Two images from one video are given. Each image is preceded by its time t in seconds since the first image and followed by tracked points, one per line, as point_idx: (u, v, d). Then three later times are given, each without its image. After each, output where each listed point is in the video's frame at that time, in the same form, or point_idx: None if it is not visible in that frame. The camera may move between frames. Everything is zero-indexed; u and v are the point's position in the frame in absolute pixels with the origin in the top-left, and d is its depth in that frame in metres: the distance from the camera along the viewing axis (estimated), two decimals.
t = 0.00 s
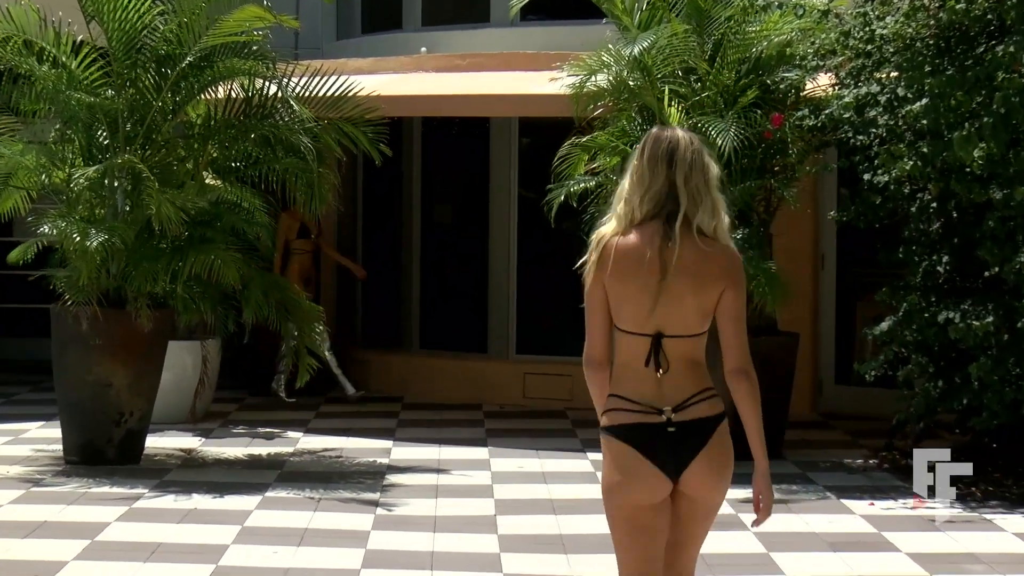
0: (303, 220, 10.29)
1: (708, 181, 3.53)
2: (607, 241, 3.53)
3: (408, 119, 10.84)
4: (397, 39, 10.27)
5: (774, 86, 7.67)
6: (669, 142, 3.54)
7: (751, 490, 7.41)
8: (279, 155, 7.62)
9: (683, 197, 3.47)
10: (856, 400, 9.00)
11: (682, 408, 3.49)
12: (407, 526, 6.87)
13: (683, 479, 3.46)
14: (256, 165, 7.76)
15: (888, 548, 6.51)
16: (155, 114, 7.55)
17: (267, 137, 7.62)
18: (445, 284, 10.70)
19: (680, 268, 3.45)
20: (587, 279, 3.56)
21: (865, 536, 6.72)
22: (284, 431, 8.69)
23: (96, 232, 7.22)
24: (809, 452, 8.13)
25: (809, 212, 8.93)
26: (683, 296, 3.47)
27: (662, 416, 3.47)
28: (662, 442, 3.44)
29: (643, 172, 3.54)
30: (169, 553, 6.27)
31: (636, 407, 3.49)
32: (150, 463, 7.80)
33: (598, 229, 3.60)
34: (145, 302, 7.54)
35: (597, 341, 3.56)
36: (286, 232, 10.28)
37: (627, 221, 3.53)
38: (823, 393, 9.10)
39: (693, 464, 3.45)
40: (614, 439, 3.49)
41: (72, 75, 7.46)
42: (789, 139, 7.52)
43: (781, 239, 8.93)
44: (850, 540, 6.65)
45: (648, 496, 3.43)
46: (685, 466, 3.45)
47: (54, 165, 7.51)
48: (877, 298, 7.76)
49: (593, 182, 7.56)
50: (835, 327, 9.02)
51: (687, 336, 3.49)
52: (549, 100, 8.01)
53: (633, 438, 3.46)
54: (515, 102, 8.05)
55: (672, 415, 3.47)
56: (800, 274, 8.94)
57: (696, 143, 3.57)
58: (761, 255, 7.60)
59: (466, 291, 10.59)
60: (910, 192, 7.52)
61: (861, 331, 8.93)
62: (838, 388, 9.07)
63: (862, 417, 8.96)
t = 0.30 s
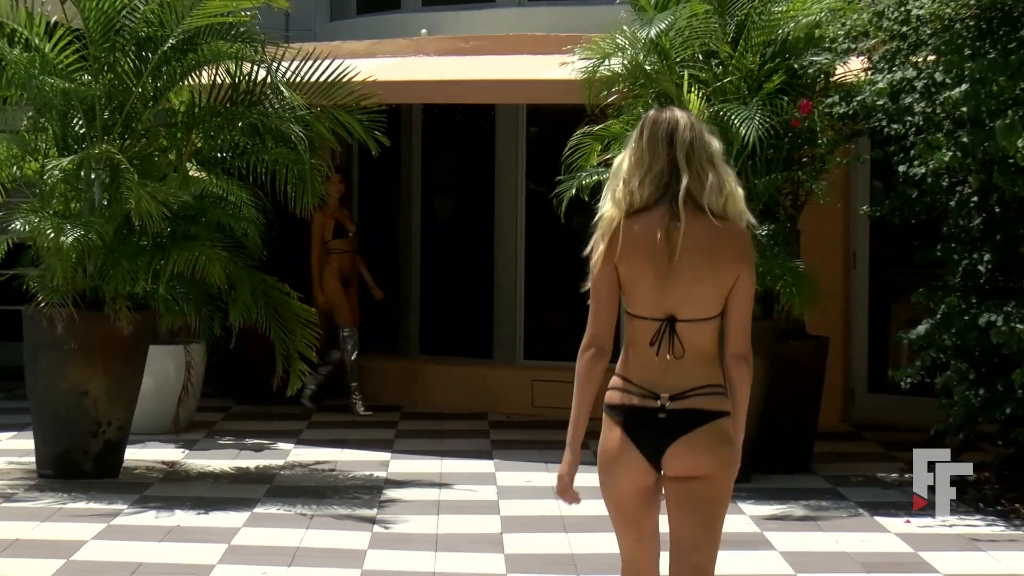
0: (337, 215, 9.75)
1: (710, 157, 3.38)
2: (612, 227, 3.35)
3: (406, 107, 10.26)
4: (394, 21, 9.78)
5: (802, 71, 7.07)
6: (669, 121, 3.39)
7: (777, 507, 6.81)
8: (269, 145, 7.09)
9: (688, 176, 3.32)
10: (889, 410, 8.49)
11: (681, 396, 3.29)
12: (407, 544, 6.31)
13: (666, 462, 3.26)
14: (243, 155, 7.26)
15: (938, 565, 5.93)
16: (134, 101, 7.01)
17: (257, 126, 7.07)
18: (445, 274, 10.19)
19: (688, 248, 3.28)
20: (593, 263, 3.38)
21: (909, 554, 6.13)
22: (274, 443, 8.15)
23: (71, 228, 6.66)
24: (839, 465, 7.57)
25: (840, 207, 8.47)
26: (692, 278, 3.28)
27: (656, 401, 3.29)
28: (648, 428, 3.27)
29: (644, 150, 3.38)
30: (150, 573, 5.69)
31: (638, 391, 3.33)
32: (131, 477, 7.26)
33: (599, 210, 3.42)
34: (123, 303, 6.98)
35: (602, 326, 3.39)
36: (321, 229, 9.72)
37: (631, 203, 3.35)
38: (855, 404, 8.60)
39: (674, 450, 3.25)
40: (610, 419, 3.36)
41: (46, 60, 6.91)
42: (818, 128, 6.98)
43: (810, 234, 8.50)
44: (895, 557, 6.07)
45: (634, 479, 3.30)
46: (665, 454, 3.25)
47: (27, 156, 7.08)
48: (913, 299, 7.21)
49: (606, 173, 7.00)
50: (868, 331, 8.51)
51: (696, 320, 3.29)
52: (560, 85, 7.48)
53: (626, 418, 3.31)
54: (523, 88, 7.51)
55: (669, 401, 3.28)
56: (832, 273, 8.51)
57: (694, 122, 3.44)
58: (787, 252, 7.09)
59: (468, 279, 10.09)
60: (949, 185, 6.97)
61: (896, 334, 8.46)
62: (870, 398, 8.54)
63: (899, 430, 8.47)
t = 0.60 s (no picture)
0: (370, 210, 9.08)
1: (712, 157, 3.40)
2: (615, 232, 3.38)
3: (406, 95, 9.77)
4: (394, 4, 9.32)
5: (833, 55, 6.62)
6: (672, 120, 3.40)
7: (805, 524, 6.27)
8: (259, 135, 6.61)
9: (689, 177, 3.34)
10: (926, 419, 8.08)
11: (692, 399, 3.32)
12: (404, 565, 5.78)
13: (671, 470, 3.27)
14: (230, 146, 6.78)
15: None
16: (114, 88, 6.51)
17: (246, 115, 6.58)
18: (445, 274, 9.72)
19: (692, 250, 3.31)
20: (598, 265, 3.41)
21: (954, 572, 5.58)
22: (266, 456, 7.67)
23: (46, 224, 6.17)
24: (870, 480, 7.07)
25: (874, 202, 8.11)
26: (697, 278, 3.32)
27: (668, 399, 3.32)
28: (659, 430, 3.28)
29: (647, 153, 3.40)
30: None
31: (651, 387, 3.35)
32: (111, 492, 6.78)
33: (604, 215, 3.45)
34: (102, 305, 6.47)
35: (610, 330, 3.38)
36: (353, 226, 9.05)
37: (635, 206, 3.37)
38: (890, 413, 8.20)
39: (680, 460, 3.26)
40: (617, 417, 3.35)
41: (18, 43, 6.40)
42: (850, 116, 6.48)
43: (840, 232, 8.08)
44: None
45: (638, 476, 3.28)
46: (671, 461, 3.27)
47: None
48: (952, 300, 6.72)
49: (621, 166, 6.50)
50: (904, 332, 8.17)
51: (703, 320, 3.33)
52: (572, 71, 7.00)
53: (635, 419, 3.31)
54: (531, 74, 7.02)
55: (681, 403, 3.30)
56: (864, 272, 8.09)
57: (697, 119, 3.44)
58: (816, 249, 6.62)
59: (468, 280, 9.62)
60: (991, 178, 6.46)
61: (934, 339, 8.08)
62: (906, 406, 8.15)
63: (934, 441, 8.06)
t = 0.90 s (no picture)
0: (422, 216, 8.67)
1: (735, 165, 3.37)
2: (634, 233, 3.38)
3: (426, 93, 9.57)
4: None
5: (874, 50, 6.27)
6: (695, 125, 3.39)
7: (847, 545, 5.94)
8: (271, 134, 6.31)
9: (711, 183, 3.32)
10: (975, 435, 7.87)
11: (723, 400, 3.31)
12: None
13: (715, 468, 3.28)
14: (240, 146, 6.48)
15: None
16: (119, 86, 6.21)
17: (257, 113, 6.27)
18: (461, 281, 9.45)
19: (706, 255, 3.28)
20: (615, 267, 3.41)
21: None
22: (279, 472, 7.37)
23: (48, 229, 5.85)
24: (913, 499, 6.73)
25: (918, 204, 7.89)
26: (711, 283, 3.29)
27: (702, 405, 3.30)
28: (695, 431, 3.27)
29: (669, 157, 3.40)
30: None
31: (673, 392, 3.32)
32: (116, 511, 6.47)
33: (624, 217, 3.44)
34: (107, 314, 6.16)
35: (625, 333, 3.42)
36: (403, 232, 8.66)
37: (653, 209, 3.37)
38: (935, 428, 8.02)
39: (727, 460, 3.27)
40: (651, 422, 3.32)
41: (18, 38, 6.08)
42: (892, 115, 6.17)
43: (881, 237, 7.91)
44: None
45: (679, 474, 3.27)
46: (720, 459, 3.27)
47: None
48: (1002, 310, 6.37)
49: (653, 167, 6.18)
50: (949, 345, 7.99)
51: (718, 324, 3.30)
52: (600, 67, 6.68)
53: (669, 421, 3.30)
54: (556, 71, 6.70)
55: (714, 405, 3.30)
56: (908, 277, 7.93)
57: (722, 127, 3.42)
58: (856, 255, 6.30)
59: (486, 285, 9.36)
60: None
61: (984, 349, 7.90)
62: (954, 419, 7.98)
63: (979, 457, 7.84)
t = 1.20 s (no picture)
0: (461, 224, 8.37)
1: (745, 154, 3.38)
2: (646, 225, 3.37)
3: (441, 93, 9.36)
4: None
5: (908, 48, 6.02)
6: (706, 116, 3.38)
7: (878, 562, 5.62)
8: (280, 136, 6.07)
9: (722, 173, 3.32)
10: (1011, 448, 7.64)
11: (728, 386, 3.31)
12: None
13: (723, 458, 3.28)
14: (248, 148, 6.25)
15: None
16: (123, 86, 5.98)
17: (266, 115, 6.03)
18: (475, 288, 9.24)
19: (718, 246, 3.30)
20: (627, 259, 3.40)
21: None
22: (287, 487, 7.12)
23: (49, 235, 5.62)
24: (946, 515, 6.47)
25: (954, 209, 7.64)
26: (722, 273, 3.31)
27: (704, 394, 3.30)
28: (697, 426, 3.28)
29: (680, 148, 3.39)
30: None
31: (680, 385, 3.33)
32: (118, 527, 6.23)
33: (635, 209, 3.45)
34: (110, 322, 5.93)
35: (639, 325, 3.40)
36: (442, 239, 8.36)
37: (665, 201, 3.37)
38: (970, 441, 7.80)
39: (733, 449, 3.27)
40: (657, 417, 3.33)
41: (19, 37, 5.85)
42: (927, 116, 5.91)
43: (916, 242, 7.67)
44: None
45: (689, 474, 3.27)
46: (724, 449, 3.27)
47: None
48: None
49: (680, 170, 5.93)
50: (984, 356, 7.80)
51: (728, 313, 3.33)
52: (622, 65, 6.43)
53: (671, 418, 3.31)
54: (575, 69, 6.47)
55: (718, 393, 3.30)
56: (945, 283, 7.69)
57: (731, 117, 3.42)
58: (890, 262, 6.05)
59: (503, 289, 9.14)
60: None
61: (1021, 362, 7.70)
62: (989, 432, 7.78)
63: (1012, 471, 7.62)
